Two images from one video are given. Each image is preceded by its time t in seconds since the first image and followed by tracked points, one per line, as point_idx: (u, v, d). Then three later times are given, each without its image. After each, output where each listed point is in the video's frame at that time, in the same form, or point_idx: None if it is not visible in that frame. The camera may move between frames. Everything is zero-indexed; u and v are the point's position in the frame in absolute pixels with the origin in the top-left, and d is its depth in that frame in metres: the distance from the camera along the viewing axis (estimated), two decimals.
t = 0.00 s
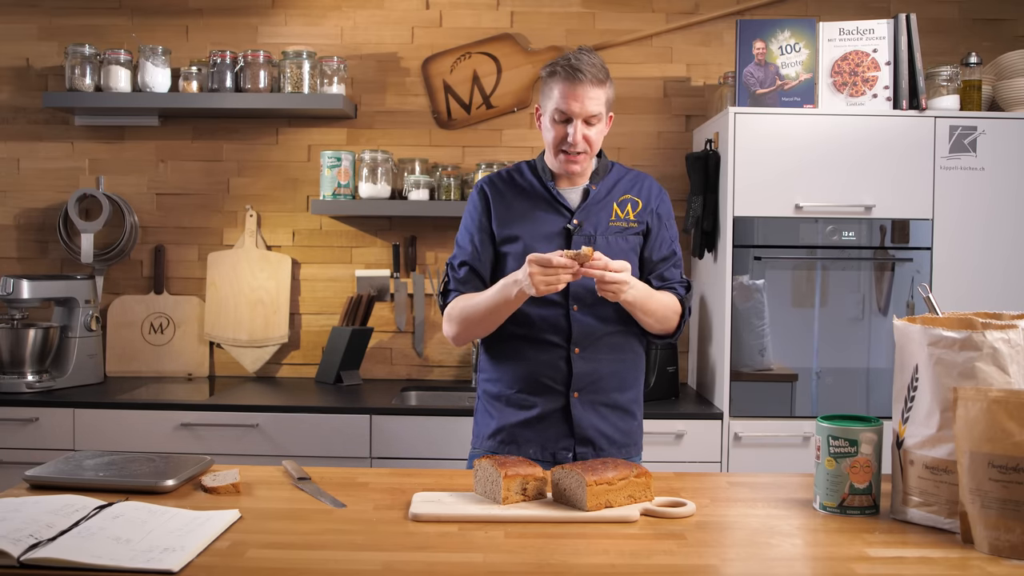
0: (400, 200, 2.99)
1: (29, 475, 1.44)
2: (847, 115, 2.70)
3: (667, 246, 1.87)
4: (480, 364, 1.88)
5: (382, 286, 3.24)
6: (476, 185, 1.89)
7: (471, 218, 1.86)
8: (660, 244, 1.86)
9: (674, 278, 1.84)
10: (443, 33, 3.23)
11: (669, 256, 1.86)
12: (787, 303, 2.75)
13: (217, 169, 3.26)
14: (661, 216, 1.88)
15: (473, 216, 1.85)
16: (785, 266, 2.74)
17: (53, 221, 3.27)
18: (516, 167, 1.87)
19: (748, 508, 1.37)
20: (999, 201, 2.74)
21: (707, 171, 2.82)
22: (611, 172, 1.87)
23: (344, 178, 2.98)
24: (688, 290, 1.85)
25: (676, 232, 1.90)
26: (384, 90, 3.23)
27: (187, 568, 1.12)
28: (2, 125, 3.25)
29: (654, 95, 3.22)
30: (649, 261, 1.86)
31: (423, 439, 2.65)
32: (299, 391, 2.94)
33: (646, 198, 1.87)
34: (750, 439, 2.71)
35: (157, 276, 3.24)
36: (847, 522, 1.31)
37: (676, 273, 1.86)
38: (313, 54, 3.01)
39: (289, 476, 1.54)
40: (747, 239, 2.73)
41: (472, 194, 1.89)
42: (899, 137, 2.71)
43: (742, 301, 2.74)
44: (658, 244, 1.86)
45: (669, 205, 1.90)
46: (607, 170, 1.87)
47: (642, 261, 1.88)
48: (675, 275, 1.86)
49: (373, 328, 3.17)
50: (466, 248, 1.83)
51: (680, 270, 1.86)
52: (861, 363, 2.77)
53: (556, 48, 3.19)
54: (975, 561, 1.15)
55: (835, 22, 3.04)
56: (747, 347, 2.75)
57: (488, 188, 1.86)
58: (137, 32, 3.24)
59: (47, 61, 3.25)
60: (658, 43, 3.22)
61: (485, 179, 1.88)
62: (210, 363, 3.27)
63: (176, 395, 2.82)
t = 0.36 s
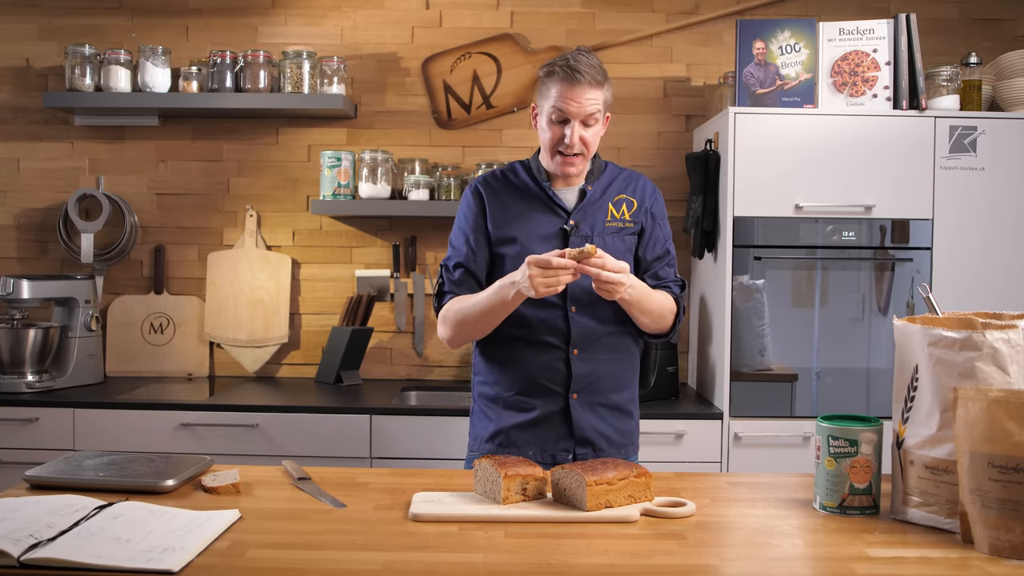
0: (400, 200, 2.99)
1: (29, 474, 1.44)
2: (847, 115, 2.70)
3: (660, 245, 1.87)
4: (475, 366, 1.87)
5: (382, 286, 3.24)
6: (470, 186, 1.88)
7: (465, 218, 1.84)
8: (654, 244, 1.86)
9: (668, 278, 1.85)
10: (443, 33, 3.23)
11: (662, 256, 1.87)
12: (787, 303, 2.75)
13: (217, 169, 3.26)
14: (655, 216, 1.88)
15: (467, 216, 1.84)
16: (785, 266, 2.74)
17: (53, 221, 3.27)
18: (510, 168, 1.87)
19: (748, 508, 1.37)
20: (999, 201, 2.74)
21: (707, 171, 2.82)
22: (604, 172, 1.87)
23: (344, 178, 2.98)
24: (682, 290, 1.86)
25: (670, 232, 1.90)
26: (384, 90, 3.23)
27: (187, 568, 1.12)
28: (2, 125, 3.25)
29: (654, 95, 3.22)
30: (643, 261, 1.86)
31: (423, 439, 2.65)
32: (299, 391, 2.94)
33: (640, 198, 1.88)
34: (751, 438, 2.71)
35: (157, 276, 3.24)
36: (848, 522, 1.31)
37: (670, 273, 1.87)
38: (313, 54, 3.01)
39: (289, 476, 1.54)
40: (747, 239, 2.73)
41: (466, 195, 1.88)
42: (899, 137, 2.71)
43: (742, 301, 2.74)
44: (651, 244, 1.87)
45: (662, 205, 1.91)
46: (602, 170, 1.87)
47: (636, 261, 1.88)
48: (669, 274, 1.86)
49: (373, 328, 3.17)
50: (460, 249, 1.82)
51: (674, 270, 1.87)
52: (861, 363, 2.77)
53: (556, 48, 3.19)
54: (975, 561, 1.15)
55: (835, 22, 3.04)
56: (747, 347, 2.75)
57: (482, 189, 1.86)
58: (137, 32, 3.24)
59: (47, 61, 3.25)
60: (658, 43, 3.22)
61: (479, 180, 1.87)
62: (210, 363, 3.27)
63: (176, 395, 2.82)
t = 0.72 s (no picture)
0: (400, 200, 2.99)
1: (29, 474, 1.44)
2: (847, 115, 2.70)
3: (656, 246, 1.90)
4: (464, 367, 1.86)
5: (382, 286, 3.24)
6: (458, 184, 1.87)
7: (453, 217, 1.82)
8: (650, 244, 1.89)
9: (665, 277, 1.86)
10: (443, 33, 3.23)
11: (659, 256, 1.89)
12: (787, 303, 2.75)
13: (218, 169, 3.26)
14: (649, 216, 1.91)
15: (456, 214, 1.82)
16: (785, 267, 2.74)
17: (53, 221, 3.27)
18: (500, 166, 1.86)
19: (748, 508, 1.37)
20: (1000, 202, 2.74)
21: (707, 171, 2.82)
22: (596, 170, 1.88)
23: (344, 178, 2.98)
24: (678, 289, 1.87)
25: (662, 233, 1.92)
26: (384, 90, 3.23)
27: (187, 568, 1.12)
28: (2, 125, 3.25)
29: (654, 95, 3.22)
30: (642, 261, 1.87)
31: (423, 439, 2.65)
32: (299, 391, 2.94)
33: (632, 198, 1.89)
34: (751, 439, 2.71)
35: (157, 276, 3.24)
36: (847, 522, 1.31)
37: (666, 272, 1.88)
38: (313, 54, 3.01)
39: (289, 476, 1.54)
40: (747, 239, 2.73)
41: (453, 193, 1.86)
42: (899, 138, 2.71)
43: (742, 301, 2.74)
44: (648, 244, 1.89)
45: (654, 205, 1.93)
46: (593, 168, 1.88)
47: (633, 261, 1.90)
48: (665, 274, 1.88)
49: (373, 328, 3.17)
50: (448, 247, 1.79)
51: (669, 269, 1.89)
52: (861, 363, 2.77)
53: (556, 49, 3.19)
54: (975, 561, 1.15)
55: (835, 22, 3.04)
56: (747, 347, 2.75)
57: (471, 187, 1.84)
58: (137, 32, 3.24)
59: (47, 61, 3.25)
60: (658, 43, 3.22)
61: (468, 178, 1.86)
62: (210, 364, 3.27)
63: (176, 395, 2.82)
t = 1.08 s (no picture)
0: (400, 200, 2.99)
1: (29, 474, 1.44)
2: (846, 115, 2.70)
3: (648, 245, 1.90)
4: (455, 369, 1.86)
5: (382, 286, 3.24)
6: (446, 183, 1.86)
7: (441, 217, 1.82)
8: (643, 243, 1.89)
9: (656, 276, 1.87)
10: (443, 33, 3.23)
11: (651, 256, 1.90)
12: (787, 303, 2.75)
13: (218, 169, 3.26)
14: (641, 216, 1.91)
15: (445, 215, 1.82)
16: (785, 266, 2.74)
17: (53, 221, 3.27)
18: (489, 165, 1.86)
19: (748, 508, 1.37)
20: (1000, 202, 2.74)
21: (707, 171, 2.82)
22: (587, 168, 1.87)
23: (344, 178, 2.98)
24: (669, 287, 1.87)
25: (654, 233, 1.93)
26: (384, 90, 3.23)
27: (187, 568, 1.12)
28: (2, 125, 3.25)
29: (654, 95, 3.22)
30: (634, 260, 1.88)
31: (423, 439, 2.65)
32: (299, 391, 2.94)
33: (624, 197, 1.89)
34: (751, 439, 2.71)
35: (157, 276, 3.24)
36: (847, 522, 1.31)
37: (658, 271, 1.89)
38: (313, 54, 3.00)
39: (289, 476, 1.54)
40: (747, 238, 2.73)
41: (442, 192, 1.86)
42: (899, 138, 2.71)
43: (742, 301, 2.74)
44: (639, 244, 1.89)
45: (645, 203, 1.93)
46: (584, 166, 1.87)
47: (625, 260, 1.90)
48: (657, 272, 1.89)
49: (373, 328, 3.17)
50: (437, 248, 1.80)
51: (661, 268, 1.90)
52: (861, 363, 2.77)
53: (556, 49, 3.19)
54: (975, 561, 1.15)
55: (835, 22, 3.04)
56: (746, 348, 2.75)
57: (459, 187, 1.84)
58: (137, 32, 3.24)
59: (47, 61, 3.25)
60: (658, 43, 3.22)
61: (456, 177, 1.85)
62: (210, 364, 3.27)
63: (176, 395, 2.82)
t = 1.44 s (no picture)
0: (400, 200, 2.99)
1: (29, 474, 1.44)
2: (846, 115, 2.70)
3: (650, 245, 1.90)
4: (457, 370, 1.86)
5: (382, 286, 3.24)
6: (448, 184, 1.87)
7: (443, 218, 1.83)
8: (644, 243, 1.88)
9: (657, 276, 1.88)
10: (443, 33, 3.23)
11: (652, 255, 1.89)
12: (787, 303, 2.75)
13: (218, 169, 3.26)
14: (643, 216, 1.91)
15: (446, 217, 1.82)
16: (785, 266, 2.74)
17: (53, 221, 3.27)
18: (490, 166, 1.86)
19: (748, 508, 1.37)
20: (1000, 202, 2.74)
21: (707, 171, 2.82)
22: (588, 169, 1.87)
23: (344, 178, 2.98)
24: (671, 288, 1.89)
25: (656, 232, 1.93)
26: (384, 90, 3.23)
27: (187, 568, 1.12)
28: (2, 125, 3.25)
29: (654, 95, 3.22)
30: (635, 261, 1.87)
31: (423, 438, 2.65)
32: (299, 391, 2.94)
33: (625, 197, 1.89)
34: (751, 439, 2.71)
35: (157, 276, 3.24)
36: (847, 522, 1.31)
37: (659, 271, 1.89)
38: (313, 54, 3.00)
39: (289, 476, 1.54)
40: (747, 238, 2.73)
41: (443, 194, 1.87)
42: (899, 138, 2.71)
43: (742, 301, 2.74)
44: (641, 243, 1.88)
45: (646, 203, 1.93)
46: (585, 166, 1.87)
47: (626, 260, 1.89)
48: (658, 272, 1.89)
49: (373, 328, 3.17)
50: (438, 249, 1.81)
51: (662, 267, 1.90)
52: (861, 363, 2.77)
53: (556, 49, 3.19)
54: (975, 561, 1.15)
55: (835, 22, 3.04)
56: (746, 348, 2.75)
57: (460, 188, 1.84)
58: (137, 32, 3.24)
59: (47, 60, 3.25)
60: (658, 43, 3.22)
61: (457, 179, 1.86)
62: (210, 364, 3.27)
63: (176, 395, 2.82)
